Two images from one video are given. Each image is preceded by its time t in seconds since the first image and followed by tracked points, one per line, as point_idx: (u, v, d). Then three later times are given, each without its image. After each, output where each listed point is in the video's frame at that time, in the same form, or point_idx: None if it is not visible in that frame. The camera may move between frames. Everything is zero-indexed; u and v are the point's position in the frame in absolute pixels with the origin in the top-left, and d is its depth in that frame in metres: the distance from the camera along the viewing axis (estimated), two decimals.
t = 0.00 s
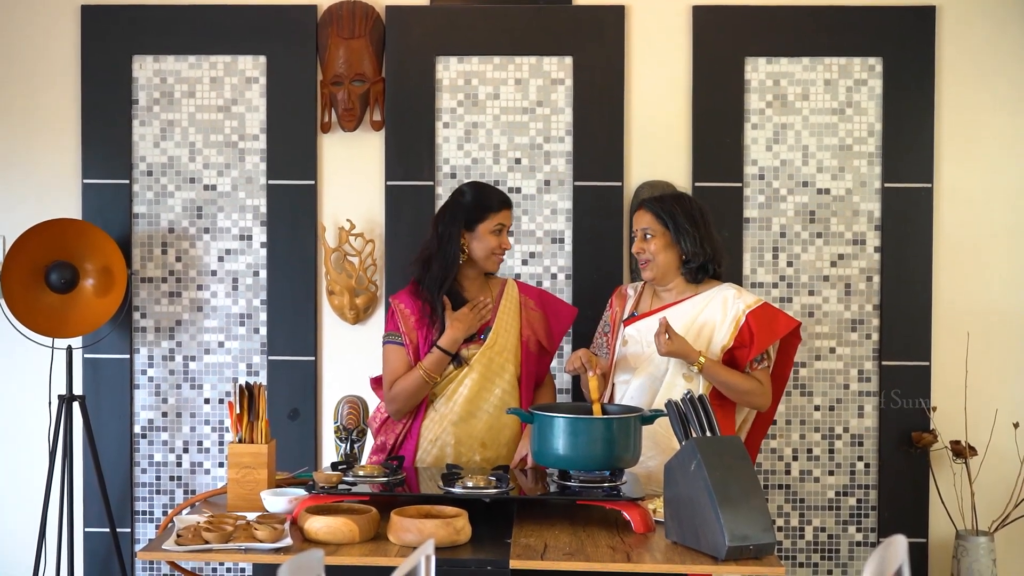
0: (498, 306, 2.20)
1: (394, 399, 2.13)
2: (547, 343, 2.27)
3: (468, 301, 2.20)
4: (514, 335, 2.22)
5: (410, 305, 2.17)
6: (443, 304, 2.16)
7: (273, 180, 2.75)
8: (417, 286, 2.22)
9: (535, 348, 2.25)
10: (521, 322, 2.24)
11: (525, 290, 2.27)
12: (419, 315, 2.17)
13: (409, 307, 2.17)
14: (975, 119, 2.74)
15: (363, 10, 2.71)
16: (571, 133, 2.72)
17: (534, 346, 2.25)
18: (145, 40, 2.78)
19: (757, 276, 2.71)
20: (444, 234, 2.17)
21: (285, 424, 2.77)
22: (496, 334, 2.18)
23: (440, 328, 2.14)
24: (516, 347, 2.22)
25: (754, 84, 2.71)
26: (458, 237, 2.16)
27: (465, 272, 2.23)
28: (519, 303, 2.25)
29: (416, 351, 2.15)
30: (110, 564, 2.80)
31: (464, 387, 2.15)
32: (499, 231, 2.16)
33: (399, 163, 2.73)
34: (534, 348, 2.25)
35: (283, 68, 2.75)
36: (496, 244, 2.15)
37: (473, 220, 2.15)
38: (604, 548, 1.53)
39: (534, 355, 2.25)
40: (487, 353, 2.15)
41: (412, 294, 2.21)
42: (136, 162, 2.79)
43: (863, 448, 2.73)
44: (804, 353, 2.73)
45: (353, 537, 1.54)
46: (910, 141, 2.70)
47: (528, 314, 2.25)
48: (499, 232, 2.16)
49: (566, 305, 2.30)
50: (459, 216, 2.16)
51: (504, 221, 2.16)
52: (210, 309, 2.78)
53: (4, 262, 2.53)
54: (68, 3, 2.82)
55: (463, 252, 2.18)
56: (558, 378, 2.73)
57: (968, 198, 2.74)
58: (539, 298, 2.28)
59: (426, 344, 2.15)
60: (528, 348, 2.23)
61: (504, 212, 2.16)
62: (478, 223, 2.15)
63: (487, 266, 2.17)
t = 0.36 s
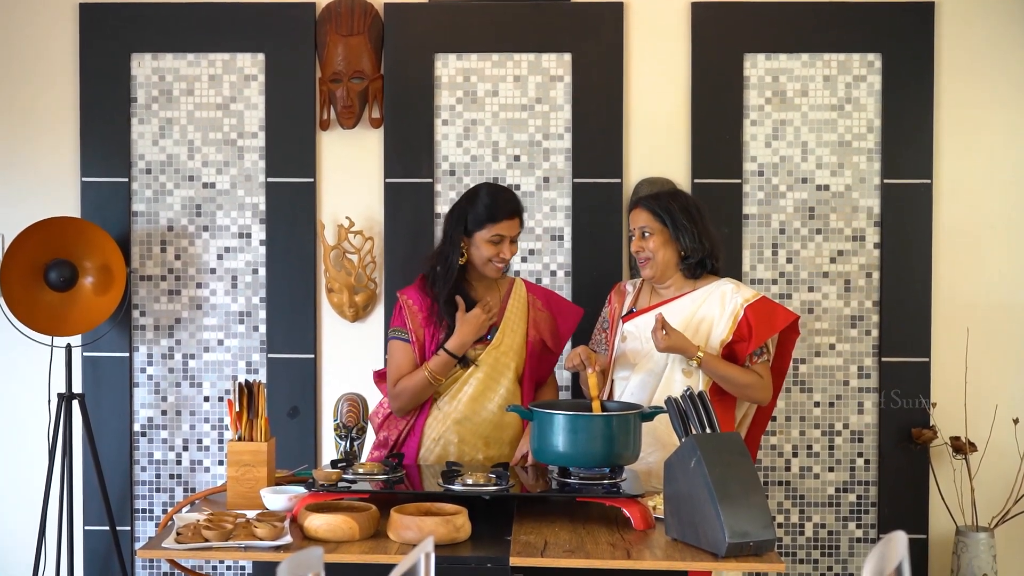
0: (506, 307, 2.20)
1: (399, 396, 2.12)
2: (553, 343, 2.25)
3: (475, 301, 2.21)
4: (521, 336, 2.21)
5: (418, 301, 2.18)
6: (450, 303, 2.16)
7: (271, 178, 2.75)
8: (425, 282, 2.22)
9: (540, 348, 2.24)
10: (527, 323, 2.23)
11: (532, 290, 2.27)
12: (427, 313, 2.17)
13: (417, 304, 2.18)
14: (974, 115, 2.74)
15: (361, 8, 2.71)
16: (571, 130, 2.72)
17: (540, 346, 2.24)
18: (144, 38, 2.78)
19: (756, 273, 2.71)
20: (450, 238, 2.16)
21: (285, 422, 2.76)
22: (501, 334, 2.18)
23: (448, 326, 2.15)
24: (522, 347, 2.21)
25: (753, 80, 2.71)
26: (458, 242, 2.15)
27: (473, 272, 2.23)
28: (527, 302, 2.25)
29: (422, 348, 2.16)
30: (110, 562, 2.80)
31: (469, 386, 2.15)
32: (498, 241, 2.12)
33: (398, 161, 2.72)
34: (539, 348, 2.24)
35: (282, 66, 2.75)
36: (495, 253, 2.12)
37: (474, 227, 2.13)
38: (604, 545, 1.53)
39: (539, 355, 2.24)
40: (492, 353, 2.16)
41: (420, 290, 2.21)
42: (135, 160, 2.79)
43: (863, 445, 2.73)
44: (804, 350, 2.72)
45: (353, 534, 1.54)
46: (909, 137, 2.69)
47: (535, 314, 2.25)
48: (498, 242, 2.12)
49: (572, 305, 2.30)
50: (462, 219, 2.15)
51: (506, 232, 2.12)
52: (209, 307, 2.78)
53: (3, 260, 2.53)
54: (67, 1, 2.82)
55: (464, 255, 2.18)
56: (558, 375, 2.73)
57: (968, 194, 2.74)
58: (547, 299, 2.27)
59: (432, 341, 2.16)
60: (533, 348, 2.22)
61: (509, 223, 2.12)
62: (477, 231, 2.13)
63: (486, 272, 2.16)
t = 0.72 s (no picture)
0: (511, 305, 2.22)
1: (396, 391, 2.12)
2: (557, 342, 2.27)
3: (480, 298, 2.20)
4: (525, 334, 2.22)
5: (423, 296, 2.18)
6: (455, 299, 2.16)
7: (270, 175, 2.74)
8: (432, 276, 2.22)
9: (544, 347, 2.24)
10: (532, 322, 2.24)
11: (540, 289, 2.28)
12: (431, 307, 2.17)
13: (422, 298, 2.18)
14: (973, 110, 2.73)
15: (360, 4, 2.70)
16: (569, 127, 2.71)
17: (544, 345, 2.24)
18: (142, 35, 2.77)
19: (755, 269, 2.71)
20: (455, 234, 2.16)
21: (284, 419, 2.76)
22: (505, 332, 2.19)
23: (450, 322, 2.14)
24: (526, 345, 2.22)
25: (752, 77, 2.71)
26: (463, 238, 2.15)
27: (481, 270, 2.23)
28: (533, 300, 2.26)
29: (423, 343, 2.15)
30: (110, 559, 2.80)
31: (470, 382, 2.16)
32: (501, 238, 2.10)
33: (397, 158, 2.72)
34: (543, 347, 2.24)
35: (280, 63, 2.74)
36: (496, 250, 2.10)
37: (478, 224, 2.13)
38: (604, 541, 1.53)
39: (543, 354, 2.24)
40: (496, 351, 2.17)
41: (426, 285, 2.21)
42: (134, 158, 2.78)
43: (862, 441, 2.73)
44: (804, 346, 2.72)
45: (352, 531, 1.54)
46: (909, 133, 2.69)
47: (541, 312, 2.26)
48: (500, 239, 2.11)
49: (579, 305, 2.31)
50: (467, 216, 2.15)
51: (508, 230, 2.10)
52: (208, 304, 2.78)
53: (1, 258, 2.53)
54: None
55: (468, 252, 2.18)
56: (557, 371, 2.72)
57: (967, 189, 2.74)
58: (553, 298, 2.28)
59: (434, 336, 2.15)
60: (538, 347, 2.23)
61: (513, 220, 2.10)
62: (479, 226, 2.12)
63: (489, 269, 2.15)
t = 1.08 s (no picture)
0: (499, 307, 2.21)
1: (384, 395, 2.12)
2: (545, 342, 2.26)
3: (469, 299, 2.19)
4: (513, 334, 2.22)
5: (411, 297, 2.17)
6: (443, 301, 2.15)
7: (270, 173, 2.74)
8: (421, 277, 2.21)
9: (532, 346, 2.24)
10: (520, 321, 2.24)
11: (527, 289, 2.27)
12: (420, 310, 2.16)
13: (410, 300, 2.17)
14: (973, 107, 2.73)
15: (359, 2, 2.70)
16: (570, 124, 2.71)
17: (532, 344, 2.24)
18: (142, 34, 2.77)
19: (756, 266, 2.71)
20: (444, 237, 2.16)
21: (285, 417, 2.76)
22: (495, 331, 2.18)
23: (439, 324, 2.14)
24: (514, 344, 2.22)
25: (752, 74, 2.70)
26: (451, 241, 2.15)
27: (469, 271, 2.23)
28: (521, 300, 2.25)
29: (412, 345, 2.15)
30: (111, 558, 2.80)
31: (459, 382, 2.16)
32: (489, 239, 2.11)
33: (397, 156, 2.72)
34: (532, 346, 2.24)
35: (280, 61, 2.74)
36: (485, 252, 2.11)
37: (466, 226, 2.13)
38: (605, 539, 1.53)
39: (532, 354, 2.24)
40: (484, 351, 2.16)
41: (415, 286, 2.20)
42: (134, 156, 2.78)
43: (863, 438, 2.73)
44: (804, 343, 2.72)
45: (353, 530, 1.54)
46: (909, 129, 2.69)
47: (528, 312, 2.25)
48: (489, 240, 2.11)
49: (566, 304, 2.30)
50: (454, 218, 2.14)
51: (497, 231, 2.11)
52: (209, 302, 2.77)
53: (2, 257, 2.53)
54: None
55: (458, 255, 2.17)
56: (558, 369, 2.72)
57: (968, 186, 2.73)
58: (539, 298, 2.27)
59: (423, 338, 2.15)
60: (526, 347, 2.23)
61: (500, 221, 2.11)
62: (467, 228, 2.12)
63: (479, 270, 2.15)
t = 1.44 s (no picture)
0: (490, 307, 2.20)
1: (373, 397, 2.13)
2: (537, 344, 2.25)
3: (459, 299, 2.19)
4: (504, 335, 2.21)
5: (402, 299, 2.17)
6: (432, 301, 2.15)
7: (273, 173, 2.74)
8: (411, 280, 2.22)
9: (524, 347, 2.23)
10: (511, 321, 2.23)
11: (519, 291, 2.26)
12: (410, 311, 2.16)
13: (401, 301, 2.17)
14: (976, 106, 2.72)
15: (361, 2, 2.70)
16: (572, 124, 2.71)
17: (524, 345, 2.23)
18: (144, 34, 2.77)
19: (758, 265, 2.70)
20: (432, 234, 2.18)
21: (288, 418, 2.77)
22: (485, 331, 2.18)
23: (429, 325, 2.14)
24: (505, 345, 2.21)
25: (754, 72, 2.70)
26: (439, 237, 2.17)
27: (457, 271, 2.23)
28: (512, 302, 2.24)
29: (402, 346, 2.14)
30: (114, 558, 2.81)
31: (450, 380, 2.15)
32: (476, 233, 2.12)
33: (398, 155, 2.72)
34: (523, 347, 2.23)
35: (282, 61, 2.74)
36: (472, 246, 2.12)
37: (453, 222, 2.14)
38: (608, 539, 1.53)
39: (524, 355, 2.22)
40: (474, 351, 2.16)
41: (406, 288, 2.21)
42: (136, 156, 2.78)
43: (866, 436, 2.73)
44: (807, 342, 2.72)
45: (356, 530, 1.54)
46: (912, 128, 2.68)
47: (520, 313, 2.24)
48: (476, 234, 2.12)
49: (559, 307, 2.29)
50: (443, 214, 2.15)
51: (484, 224, 2.11)
52: (211, 303, 2.78)
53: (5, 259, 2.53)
54: None
55: (445, 251, 2.18)
56: (560, 369, 2.72)
57: (970, 185, 2.73)
58: (533, 301, 2.26)
59: (413, 339, 2.14)
60: (518, 348, 2.21)
61: (489, 215, 2.12)
62: (456, 222, 2.13)
63: (465, 267, 2.15)
